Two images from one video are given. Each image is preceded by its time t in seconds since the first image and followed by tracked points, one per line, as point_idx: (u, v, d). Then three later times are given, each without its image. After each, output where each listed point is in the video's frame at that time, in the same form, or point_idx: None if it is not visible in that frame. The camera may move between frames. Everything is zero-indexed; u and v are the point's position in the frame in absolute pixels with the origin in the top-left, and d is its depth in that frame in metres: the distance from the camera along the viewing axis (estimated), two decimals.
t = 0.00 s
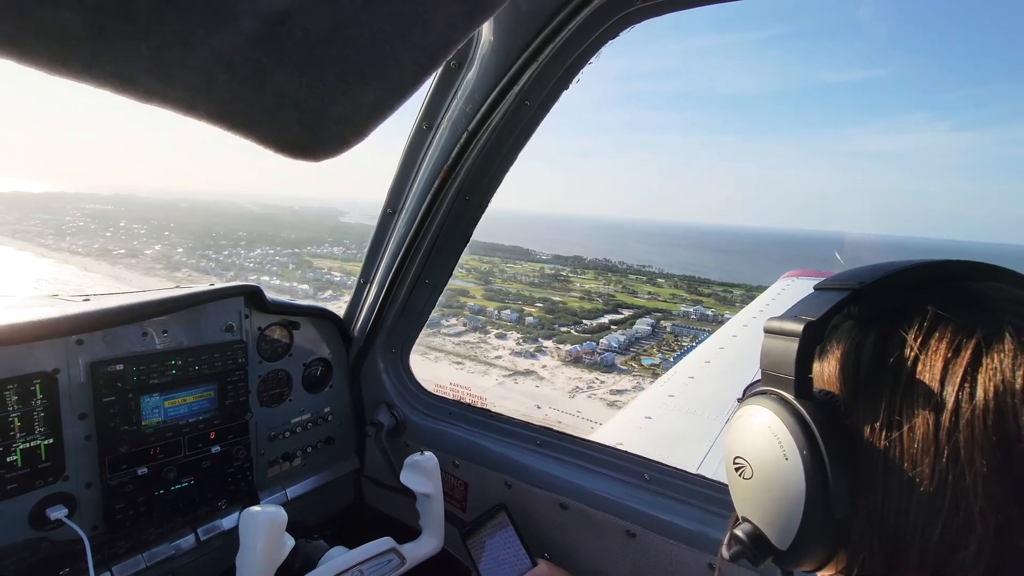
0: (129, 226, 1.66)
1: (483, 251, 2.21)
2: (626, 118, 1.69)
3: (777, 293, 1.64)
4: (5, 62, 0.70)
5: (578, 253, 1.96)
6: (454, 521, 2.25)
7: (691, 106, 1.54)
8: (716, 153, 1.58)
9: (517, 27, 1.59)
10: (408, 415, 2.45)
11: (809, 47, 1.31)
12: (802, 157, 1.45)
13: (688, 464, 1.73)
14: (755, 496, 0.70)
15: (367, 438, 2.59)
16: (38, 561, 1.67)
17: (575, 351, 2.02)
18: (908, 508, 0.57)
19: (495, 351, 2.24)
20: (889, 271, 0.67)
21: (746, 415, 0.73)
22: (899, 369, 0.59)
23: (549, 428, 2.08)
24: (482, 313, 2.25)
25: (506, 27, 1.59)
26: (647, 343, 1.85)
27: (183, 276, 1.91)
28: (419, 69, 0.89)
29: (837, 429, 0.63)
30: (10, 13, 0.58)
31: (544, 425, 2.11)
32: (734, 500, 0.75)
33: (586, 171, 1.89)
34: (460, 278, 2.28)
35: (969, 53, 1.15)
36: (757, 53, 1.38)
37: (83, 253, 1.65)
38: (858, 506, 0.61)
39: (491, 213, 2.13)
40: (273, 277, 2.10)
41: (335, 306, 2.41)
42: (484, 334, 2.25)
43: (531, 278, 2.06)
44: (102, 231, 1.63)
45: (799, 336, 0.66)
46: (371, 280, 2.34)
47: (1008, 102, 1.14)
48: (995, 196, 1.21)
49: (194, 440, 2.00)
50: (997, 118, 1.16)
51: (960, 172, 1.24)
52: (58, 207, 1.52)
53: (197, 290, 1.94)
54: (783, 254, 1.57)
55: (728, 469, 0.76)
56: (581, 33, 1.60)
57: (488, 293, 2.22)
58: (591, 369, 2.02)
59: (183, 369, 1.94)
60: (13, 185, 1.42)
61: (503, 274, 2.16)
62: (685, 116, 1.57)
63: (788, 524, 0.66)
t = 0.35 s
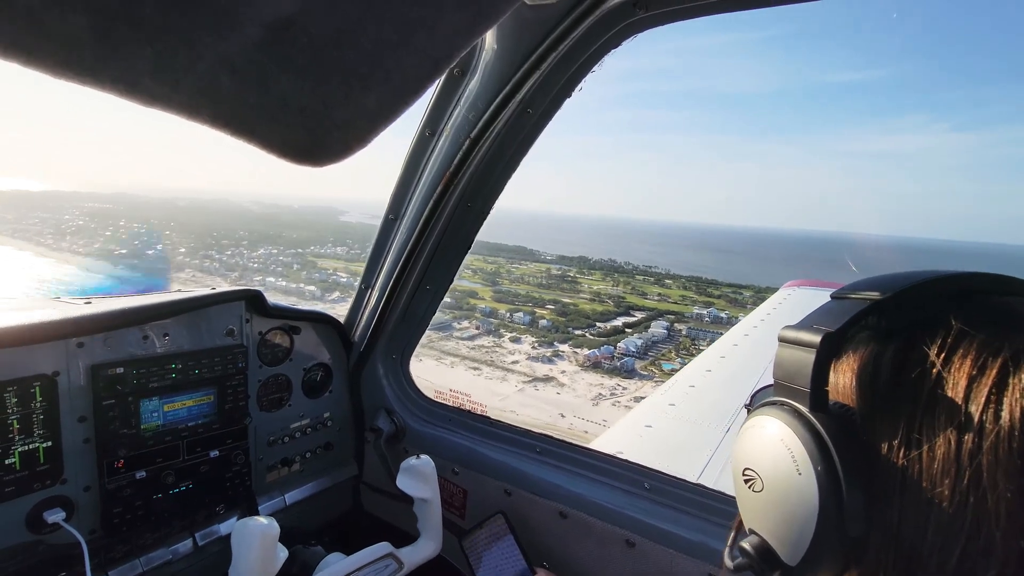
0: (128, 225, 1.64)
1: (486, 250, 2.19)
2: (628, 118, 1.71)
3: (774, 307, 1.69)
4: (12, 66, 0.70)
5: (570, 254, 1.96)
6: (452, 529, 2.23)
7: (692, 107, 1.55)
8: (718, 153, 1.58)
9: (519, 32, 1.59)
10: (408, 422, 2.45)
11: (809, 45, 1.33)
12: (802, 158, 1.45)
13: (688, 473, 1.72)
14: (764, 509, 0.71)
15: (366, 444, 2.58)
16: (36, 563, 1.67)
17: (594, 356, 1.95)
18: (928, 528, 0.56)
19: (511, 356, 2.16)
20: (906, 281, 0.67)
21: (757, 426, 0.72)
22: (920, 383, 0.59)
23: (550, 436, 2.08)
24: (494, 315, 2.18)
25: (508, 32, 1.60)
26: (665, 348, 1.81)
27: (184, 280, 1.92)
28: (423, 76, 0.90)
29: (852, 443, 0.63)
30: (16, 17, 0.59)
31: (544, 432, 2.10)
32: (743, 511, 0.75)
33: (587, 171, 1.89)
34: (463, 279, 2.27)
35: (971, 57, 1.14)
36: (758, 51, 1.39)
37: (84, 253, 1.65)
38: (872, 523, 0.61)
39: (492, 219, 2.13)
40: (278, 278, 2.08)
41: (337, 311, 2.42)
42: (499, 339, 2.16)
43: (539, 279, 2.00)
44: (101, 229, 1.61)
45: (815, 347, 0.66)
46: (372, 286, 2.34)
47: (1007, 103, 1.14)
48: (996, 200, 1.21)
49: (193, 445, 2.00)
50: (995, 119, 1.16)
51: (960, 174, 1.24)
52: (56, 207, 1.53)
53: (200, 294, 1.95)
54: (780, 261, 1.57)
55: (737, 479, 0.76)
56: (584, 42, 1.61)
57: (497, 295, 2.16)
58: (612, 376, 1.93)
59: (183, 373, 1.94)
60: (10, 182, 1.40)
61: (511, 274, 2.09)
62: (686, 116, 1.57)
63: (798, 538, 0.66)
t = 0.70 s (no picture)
0: (129, 224, 1.67)
1: (488, 250, 2.18)
2: (629, 118, 1.71)
3: (771, 309, 1.70)
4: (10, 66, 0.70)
5: (568, 254, 1.96)
6: (450, 530, 2.23)
7: (692, 108, 1.55)
8: (719, 154, 1.58)
9: (518, 33, 1.59)
10: (405, 422, 2.44)
11: (810, 46, 1.33)
12: (801, 158, 1.46)
13: (686, 473, 1.72)
14: (758, 509, 0.70)
15: (363, 444, 2.57)
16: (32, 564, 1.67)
17: (615, 361, 1.93)
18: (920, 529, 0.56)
19: (529, 360, 2.09)
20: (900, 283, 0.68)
21: (751, 427, 0.72)
22: (912, 385, 0.59)
23: (546, 436, 2.08)
24: (507, 318, 2.09)
25: (507, 32, 1.60)
26: (684, 351, 1.84)
27: (181, 280, 1.91)
28: (422, 76, 0.90)
29: (844, 444, 0.63)
30: (15, 17, 0.59)
31: (542, 433, 2.10)
32: (737, 513, 0.74)
33: (589, 171, 1.89)
34: (461, 278, 2.26)
35: (973, 58, 1.14)
36: (758, 52, 1.40)
37: (86, 254, 1.65)
38: (866, 524, 0.61)
39: (491, 219, 2.13)
40: (285, 279, 2.10)
41: (334, 312, 2.41)
42: (515, 342, 2.09)
43: (548, 280, 1.97)
44: (104, 229, 1.64)
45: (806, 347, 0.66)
46: (369, 286, 2.33)
47: (1007, 103, 1.14)
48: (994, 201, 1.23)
49: (189, 445, 1.99)
50: (996, 119, 1.17)
51: (957, 173, 1.25)
52: (56, 207, 1.51)
53: (197, 294, 1.95)
54: (777, 261, 1.58)
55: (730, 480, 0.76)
56: (582, 44, 1.61)
57: (508, 297, 2.07)
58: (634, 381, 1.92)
59: (180, 373, 1.94)
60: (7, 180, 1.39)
61: (522, 275, 2.04)
62: (685, 116, 1.58)
63: (792, 539, 0.66)
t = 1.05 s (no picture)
0: (132, 224, 1.65)
1: (496, 250, 2.16)
2: (626, 118, 1.71)
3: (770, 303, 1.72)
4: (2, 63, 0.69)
5: (563, 251, 1.96)
6: (447, 528, 2.23)
7: (688, 108, 1.55)
8: (717, 153, 1.58)
9: (515, 32, 1.59)
10: (403, 420, 2.45)
11: (810, 46, 1.33)
12: (799, 158, 1.46)
13: (683, 471, 1.72)
14: (753, 504, 0.70)
15: (360, 442, 2.57)
16: (28, 564, 1.66)
17: (638, 368, 1.89)
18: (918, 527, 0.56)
19: (551, 367, 2.08)
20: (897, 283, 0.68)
21: (749, 423, 0.72)
22: (910, 382, 0.59)
23: (542, 434, 2.08)
24: (523, 322, 2.07)
25: (503, 30, 1.59)
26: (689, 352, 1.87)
27: (178, 279, 1.90)
28: (420, 74, 0.89)
29: (842, 441, 0.63)
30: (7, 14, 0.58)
31: (539, 431, 2.10)
32: (734, 509, 0.74)
33: (586, 171, 1.89)
34: (468, 278, 2.24)
35: (971, 59, 1.14)
36: (755, 53, 1.39)
37: (89, 254, 1.66)
38: (865, 521, 0.60)
39: (488, 218, 2.13)
40: (294, 281, 2.14)
41: (331, 310, 2.41)
42: (534, 347, 2.08)
43: (559, 282, 1.96)
44: (107, 228, 1.63)
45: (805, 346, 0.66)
46: (366, 284, 2.33)
47: (1006, 103, 1.14)
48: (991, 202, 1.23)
49: (185, 444, 1.99)
50: (994, 121, 1.17)
51: (954, 172, 1.26)
52: (58, 207, 1.50)
53: (193, 293, 1.94)
54: (775, 262, 1.59)
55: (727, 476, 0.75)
56: (579, 43, 1.60)
57: (520, 300, 2.03)
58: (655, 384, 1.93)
59: (176, 372, 1.93)
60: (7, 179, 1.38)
61: (532, 276, 2.00)
62: (682, 116, 1.59)
63: (790, 535, 0.66)
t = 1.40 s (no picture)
0: (138, 225, 1.67)
1: (506, 253, 2.12)
2: (628, 120, 1.70)
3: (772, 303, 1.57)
4: None
5: (566, 253, 1.96)
6: (446, 527, 2.23)
7: (689, 109, 1.55)
8: (719, 154, 1.58)
9: (516, 31, 1.58)
10: (401, 419, 2.45)
11: (810, 47, 1.33)
12: (799, 159, 1.45)
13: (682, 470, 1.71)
14: (674, 504, 0.75)
15: (359, 441, 2.57)
16: (28, 564, 1.66)
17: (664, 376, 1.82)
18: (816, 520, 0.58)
19: (573, 374, 2.00)
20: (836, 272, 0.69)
21: (675, 428, 0.76)
22: (817, 377, 0.62)
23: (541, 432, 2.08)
24: (540, 327, 2.03)
25: (503, 29, 1.59)
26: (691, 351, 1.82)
27: (177, 279, 1.91)
28: (419, 73, 0.89)
29: (751, 442, 0.66)
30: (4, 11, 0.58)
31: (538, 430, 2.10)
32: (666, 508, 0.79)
33: (587, 171, 1.88)
34: (480, 281, 2.21)
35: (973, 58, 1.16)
36: (756, 53, 1.40)
37: (95, 255, 1.67)
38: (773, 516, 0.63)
39: (486, 217, 2.13)
40: (303, 283, 2.18)
41: (330, 310, 2.41)
42: (554, 353, 2.02)
43: (570, 284, 1.95)
44: (111, 229, 1.64)
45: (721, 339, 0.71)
46: (365, 284, 2.32)
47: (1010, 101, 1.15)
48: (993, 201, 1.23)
49: (185, 444, 1.99)
50: (997, 122, 1.18)
51: (955, 172, 1.26)
52: (61, 206, 1.51)
53: (191, 293, 1.94)
54: (767, 261, 1.52)
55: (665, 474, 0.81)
56: (578, 41, 1.60)
57: (534, 303, 2.00)
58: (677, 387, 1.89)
59: (175, 371, 1.93)
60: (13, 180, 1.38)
61: (543, 279, 1.98)
62: (683, 116, 1.58)
63: (698, 534, 0.70)
